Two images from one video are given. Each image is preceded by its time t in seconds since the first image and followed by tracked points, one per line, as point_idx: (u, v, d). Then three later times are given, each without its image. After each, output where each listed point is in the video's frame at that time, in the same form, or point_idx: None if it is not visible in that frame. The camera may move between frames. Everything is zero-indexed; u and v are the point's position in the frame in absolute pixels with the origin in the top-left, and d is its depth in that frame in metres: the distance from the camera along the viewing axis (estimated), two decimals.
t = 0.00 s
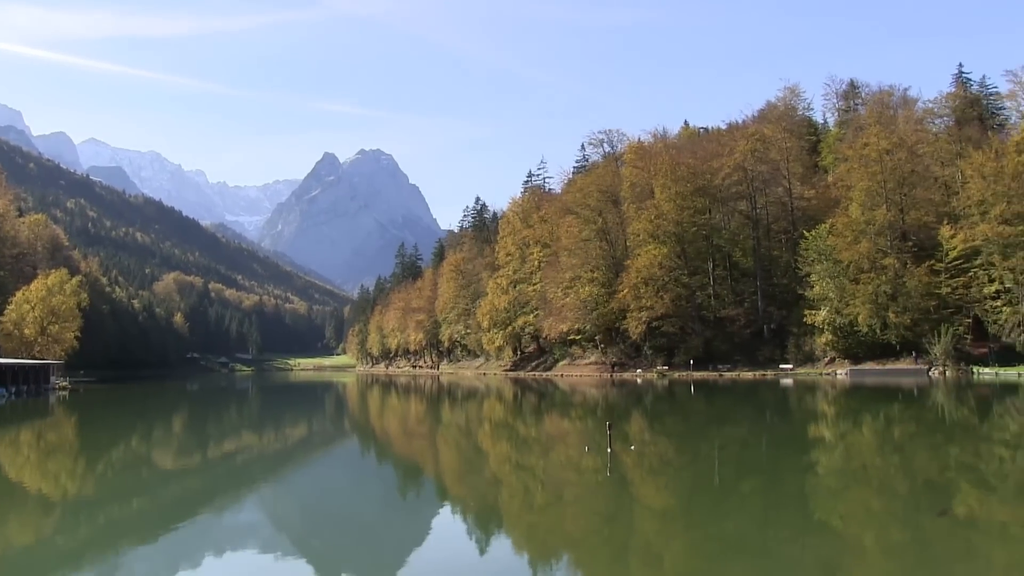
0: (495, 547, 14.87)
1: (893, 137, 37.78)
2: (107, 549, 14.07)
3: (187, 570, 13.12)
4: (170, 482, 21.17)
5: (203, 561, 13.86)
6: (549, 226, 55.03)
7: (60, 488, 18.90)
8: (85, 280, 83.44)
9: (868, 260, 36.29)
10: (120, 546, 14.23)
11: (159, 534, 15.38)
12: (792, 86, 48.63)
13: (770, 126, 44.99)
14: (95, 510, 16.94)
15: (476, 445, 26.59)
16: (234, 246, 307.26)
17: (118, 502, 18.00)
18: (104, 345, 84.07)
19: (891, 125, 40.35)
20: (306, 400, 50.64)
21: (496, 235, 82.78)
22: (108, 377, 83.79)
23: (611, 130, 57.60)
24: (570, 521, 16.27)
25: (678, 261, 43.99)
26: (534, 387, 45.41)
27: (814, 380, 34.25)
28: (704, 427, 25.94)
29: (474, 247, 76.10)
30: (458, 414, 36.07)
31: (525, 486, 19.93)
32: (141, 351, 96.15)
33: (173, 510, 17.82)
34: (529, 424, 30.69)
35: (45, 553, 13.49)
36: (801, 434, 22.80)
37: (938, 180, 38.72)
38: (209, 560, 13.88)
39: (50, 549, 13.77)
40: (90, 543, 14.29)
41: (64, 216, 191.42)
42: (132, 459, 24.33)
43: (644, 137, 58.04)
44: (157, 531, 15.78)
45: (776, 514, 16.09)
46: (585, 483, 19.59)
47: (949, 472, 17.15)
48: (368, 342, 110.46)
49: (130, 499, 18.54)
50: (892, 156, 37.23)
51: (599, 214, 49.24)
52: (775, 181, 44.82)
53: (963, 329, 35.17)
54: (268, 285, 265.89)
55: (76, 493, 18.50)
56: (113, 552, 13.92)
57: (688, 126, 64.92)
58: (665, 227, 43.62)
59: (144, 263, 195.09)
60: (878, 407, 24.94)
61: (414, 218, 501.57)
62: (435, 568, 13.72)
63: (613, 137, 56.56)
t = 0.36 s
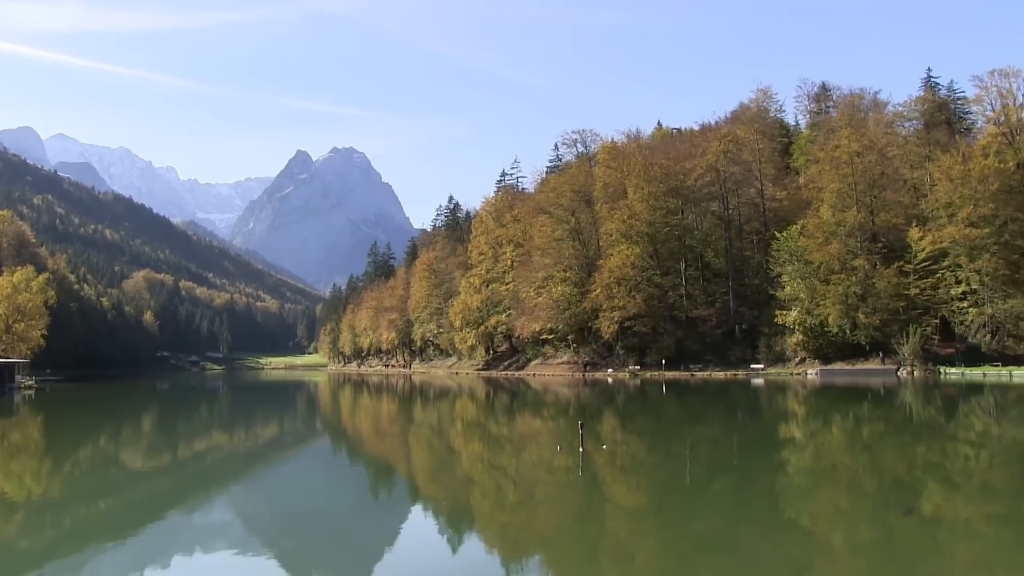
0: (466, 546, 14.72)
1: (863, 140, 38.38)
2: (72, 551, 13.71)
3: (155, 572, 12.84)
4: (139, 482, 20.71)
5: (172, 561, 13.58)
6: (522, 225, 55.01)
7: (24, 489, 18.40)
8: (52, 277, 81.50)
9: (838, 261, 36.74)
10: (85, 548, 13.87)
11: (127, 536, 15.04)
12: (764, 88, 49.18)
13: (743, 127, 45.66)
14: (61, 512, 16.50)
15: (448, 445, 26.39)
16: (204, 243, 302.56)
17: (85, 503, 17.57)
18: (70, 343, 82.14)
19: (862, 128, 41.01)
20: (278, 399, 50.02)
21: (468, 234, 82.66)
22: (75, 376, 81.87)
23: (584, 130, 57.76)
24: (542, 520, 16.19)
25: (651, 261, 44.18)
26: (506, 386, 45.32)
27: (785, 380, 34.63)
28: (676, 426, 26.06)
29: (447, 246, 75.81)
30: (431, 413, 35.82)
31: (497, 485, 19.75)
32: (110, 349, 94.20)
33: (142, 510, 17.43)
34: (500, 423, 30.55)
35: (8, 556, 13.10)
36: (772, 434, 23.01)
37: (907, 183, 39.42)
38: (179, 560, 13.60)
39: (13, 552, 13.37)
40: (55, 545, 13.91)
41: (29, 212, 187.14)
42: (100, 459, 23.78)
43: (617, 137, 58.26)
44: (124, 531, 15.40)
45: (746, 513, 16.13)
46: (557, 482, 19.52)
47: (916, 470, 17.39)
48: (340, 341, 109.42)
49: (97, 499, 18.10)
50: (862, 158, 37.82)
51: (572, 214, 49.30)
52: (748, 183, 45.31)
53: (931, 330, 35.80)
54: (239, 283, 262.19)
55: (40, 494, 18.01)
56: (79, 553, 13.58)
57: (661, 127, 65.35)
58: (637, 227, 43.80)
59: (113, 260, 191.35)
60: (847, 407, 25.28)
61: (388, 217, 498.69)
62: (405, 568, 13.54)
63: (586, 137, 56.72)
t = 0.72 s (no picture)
0: (430, 545, 14.48)
1: (825, 142, 39.03)
2: (22, 556, 13.20)
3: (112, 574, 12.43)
4: (97, 482, 20.09)
5: (129, 563, 13.15)
6: (486, 224, 54.81)
7: None
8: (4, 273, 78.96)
9: (800, 262, 37.32)
10: (37, 552, 13.38)
11: (83, 537, 14.56)
12: (728, 91, 49.77)
13: (705, 130, 45.57)
14: (12, 514, 15.93)
15: (410, 444, 26.06)
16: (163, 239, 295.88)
17: (39, 504, 16.97)
18: (24, 342, 79.64)
19: (824, 131, 41.76)
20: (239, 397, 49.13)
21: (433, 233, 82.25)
22: (29, 375, 79.39)
23: (549, 129, 57.79)
24: (505, 520, 16.01)
25: (614, 261, 44.35)
26: (470, 386, 45.05)
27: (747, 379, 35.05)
28: (639, 425, 26.18)
29: (411, 244, 75.22)
30: (394, 412, 35.41)
31: (460, 485, 19.52)
32: (66, 347, 91.62)
33: (99, 511, 16.90)
34: (464, 423, 30.29)
35: None
36: (734, 433, 23.22)
37: (867, 185, 40.31)
38: (136, 562, 13.18)
39: None
40: (5, 550, 13.39)
41: None
42: (55, 458, 23.03)
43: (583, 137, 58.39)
44: (79, 534, 14.96)
45: (706, 511, 16.18)
46: (521, 481, 19.38)
47: (874, 469, 17.68)
48: (303, 339, 107.86)
49: (51, 501, 17.49)
50: (824, 160, 38.49)
51: (536, 214, 49.28)
52: (711, 184, 45.79)
53: (889, 331, 36.58)
54: (200, 280, 256.94)
55: None
56: (30, 557, 13.08)
57: (626, 128, 65.74)
58: (601, 227, 43.93)
59: (68, 256, 186.06)
60: (807, 406, 25.67)
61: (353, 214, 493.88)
62: (366, 569, 13.26)
63: (551, 137, 56.76)
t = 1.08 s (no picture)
0: (396, 545, 14.24)
1: (792, 144, 39.57)
2: None
3: None
4: (57, 482, 19.54)
5: (88, 568, 12.77)
6: (454, 223, 54.56)
7: None
8: None
9: (767, 263, 37.71)
10: None
11: (41, 543, 14.13)
12: (696, 92, 50.22)
13: (674, 130, 46.59)
14: None
15: (378, 443, 25.73)
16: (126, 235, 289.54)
17: None
18: None
19: (791, 133, 42.35)
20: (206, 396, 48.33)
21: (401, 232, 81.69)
22: None
23: (518, 129, 57.69)
24: (471, 519, 15.82)
25: (582, 261, 44.44)
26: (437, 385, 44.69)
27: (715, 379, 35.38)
28: (607, 424, 26.20)
29: (379, 243, 74.58)
30: (361, 411, 34.97)
31: (427, 484, 19.26)
32: (27, 345, 89.24)
33: (59, 513, 16.44)
34: (432, 422, 30.00)
35: None
36: (701, 432, 23.36)
37: (833, 187, 40.98)
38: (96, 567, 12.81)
39: None
40: None
41: None
42: (14, 459, 22.38)
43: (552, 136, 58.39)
44: (38, 537, 14.54)
45: (674, 510, 16.22)
46: (489, 480, 19.21)
47: (839, 468, 17.88)
48: (270, 338, 106.32)
49: (8, 504, 16.96)
50: (791, 162, 39.05)
51: (504, 213, 49.17)
52: (679, 184, 46.17)
53: (855, 331, 37.14)
54: (164, 276, 251.97)
55: None
56: None
57: (595, 127, 65.87)
58: (570, 226, 43.99)
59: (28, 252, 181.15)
60: (772, 406, 25.95)
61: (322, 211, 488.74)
62: (330, 569, 12.99)
63: (520, 136, 56.67)
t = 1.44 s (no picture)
0: (364, 544, 13.99)
1: (760, 146, 40.05)
2: None
3: None
4: (18, 483, 18.96)
5: (49, 571, 12.39)
6: (424, 222, 54.18)
7: None
8: None
9: (735, 263, 38.06)
10: None
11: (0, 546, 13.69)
12: (666, 93, 50.60)
13: (644, 130, 46.26)
14: None
15: (347, 442, 25.38)
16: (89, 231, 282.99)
17: None
18: None
19: (760, 134, 42.86)
20: (172, 394, 47.53)
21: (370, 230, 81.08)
22: None
23: (488, 128, 57.51)
24: (438, 519, 15.63)
25: (552, 260, 44.46)
26: (406, 384, 44.27)
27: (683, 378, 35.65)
28: (576, 424, 26.18)
29: (348, 241, 73.85)
30: (330, 411, 34.50)
31: (396, 484, 19.03)
32: None
33: (20, 515, 15.94)
34: (401, 421, 29.70)
35: None
36: (669, 431, 23.48)
37: (801, 189, 41.53)
38: (57, 570, 12.43)
39: None
40: None
41: None
42: None
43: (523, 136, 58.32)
44: None
45: (643, 508, 16.22)
46: (457, 480, 19.04)
47: (806, 466, 18.06)
48: (237, 336, 104.61)
49: None
50: (760, 163, 39.53)
51: (474, 212, 48.98)
52: (649, 184, 46.44)
53: (822, 331, 37.66)
54: (129, 274, 246.58)
55: None
56: None
57: (566, 128, 66.09)
58: (539, 226, 43.95)
59: None
60: (740, 406, 26.15)
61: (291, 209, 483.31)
62: (295, 570, 12.72)
63: (490, 136, 56.48)
